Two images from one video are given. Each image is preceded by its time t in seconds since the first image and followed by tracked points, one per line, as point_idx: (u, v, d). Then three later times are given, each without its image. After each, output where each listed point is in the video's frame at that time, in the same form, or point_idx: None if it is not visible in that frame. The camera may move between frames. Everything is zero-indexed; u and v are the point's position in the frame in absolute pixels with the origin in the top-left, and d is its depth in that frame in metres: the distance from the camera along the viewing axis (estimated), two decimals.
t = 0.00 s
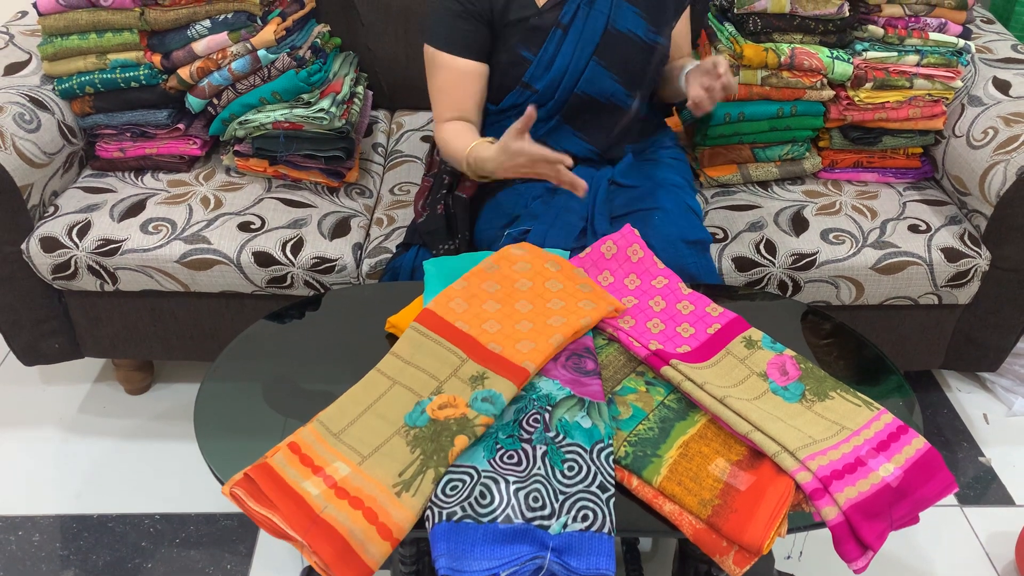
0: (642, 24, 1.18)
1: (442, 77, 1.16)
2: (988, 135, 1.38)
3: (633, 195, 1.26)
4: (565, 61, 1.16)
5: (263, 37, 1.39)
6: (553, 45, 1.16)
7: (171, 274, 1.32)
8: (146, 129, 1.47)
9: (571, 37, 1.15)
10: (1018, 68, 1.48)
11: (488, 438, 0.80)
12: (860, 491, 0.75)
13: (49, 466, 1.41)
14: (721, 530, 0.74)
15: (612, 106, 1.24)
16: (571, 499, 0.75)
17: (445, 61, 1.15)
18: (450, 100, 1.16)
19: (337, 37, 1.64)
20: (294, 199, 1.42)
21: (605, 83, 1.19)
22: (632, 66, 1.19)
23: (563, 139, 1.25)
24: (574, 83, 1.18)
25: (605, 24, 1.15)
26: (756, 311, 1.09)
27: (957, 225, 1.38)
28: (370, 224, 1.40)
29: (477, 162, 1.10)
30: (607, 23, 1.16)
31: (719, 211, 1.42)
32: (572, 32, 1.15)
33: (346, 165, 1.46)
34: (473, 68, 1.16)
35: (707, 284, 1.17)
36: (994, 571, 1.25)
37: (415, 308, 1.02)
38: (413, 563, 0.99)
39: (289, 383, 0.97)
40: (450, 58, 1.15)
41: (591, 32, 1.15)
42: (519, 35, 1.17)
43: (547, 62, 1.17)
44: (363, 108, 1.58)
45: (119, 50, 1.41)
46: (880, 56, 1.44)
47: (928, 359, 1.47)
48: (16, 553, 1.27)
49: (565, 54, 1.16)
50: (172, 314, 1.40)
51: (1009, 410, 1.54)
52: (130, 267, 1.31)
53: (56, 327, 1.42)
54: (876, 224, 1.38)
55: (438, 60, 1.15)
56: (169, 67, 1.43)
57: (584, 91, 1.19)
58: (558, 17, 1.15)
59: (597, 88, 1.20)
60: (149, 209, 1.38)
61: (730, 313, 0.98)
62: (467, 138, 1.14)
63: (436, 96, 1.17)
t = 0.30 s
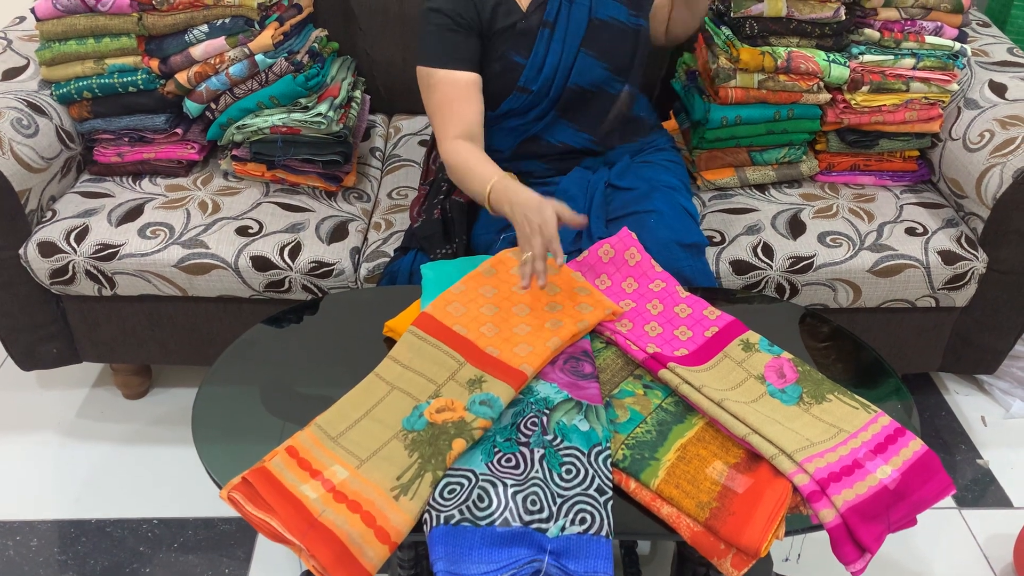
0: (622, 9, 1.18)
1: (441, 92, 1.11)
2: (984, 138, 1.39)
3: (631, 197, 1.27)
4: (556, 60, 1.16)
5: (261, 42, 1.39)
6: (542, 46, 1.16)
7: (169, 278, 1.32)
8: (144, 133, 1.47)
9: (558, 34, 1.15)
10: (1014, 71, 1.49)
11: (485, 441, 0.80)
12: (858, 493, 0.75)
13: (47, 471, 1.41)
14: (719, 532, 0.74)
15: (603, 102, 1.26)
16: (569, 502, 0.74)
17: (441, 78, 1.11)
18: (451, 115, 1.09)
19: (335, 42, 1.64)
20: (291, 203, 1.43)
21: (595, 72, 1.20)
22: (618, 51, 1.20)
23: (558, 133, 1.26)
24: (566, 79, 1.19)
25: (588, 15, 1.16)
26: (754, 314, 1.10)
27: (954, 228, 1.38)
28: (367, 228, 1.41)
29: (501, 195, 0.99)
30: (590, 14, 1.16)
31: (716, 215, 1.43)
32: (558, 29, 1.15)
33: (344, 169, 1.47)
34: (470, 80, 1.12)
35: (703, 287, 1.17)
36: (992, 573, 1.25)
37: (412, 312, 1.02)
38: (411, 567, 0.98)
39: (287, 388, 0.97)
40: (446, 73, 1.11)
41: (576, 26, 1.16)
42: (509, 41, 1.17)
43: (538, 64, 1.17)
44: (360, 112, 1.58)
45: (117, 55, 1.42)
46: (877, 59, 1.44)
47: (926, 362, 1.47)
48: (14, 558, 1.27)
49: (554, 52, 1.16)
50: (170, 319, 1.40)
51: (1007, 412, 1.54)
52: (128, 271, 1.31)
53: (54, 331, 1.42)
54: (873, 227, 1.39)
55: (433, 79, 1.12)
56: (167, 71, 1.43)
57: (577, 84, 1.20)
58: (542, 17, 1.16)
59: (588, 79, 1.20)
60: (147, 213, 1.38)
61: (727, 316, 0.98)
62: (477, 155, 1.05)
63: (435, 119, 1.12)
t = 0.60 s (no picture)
0: (605, 6, 1.18)
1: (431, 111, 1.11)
2: (980, 140, 1.39)
3: (628, 199, 1.27)
4: (546, 66, 1.16)
5: (258, 45, 1.39)
6: (532, 53, 1.16)
7: (165, 282, 1.32)
8: (141, 137, 1.47)
9: (545, 39, 1.16)
10: (1009, 72, 1.49)
11: (482, 444, 0.80)
12: (854, 495, 0.75)
13: (44, 475, 1.41)
14: (715, 534, 0.74)
15: (598, 104, 1.26)
16: (565, 505, 0.74)
17: (431, 95, 1.10)
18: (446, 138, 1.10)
19: (331, 45, 1.65)
20: (288, 206, 1.43)
21: (586, 72, 1.20)
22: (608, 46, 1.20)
23: (552, 134, 1.26)
24: (557, 82, 1.19)
25: (572, 18, 1.16)
26: (750, 317, 1.10)
27: (950, 230, 1.38)
28: (364, 231, 1.41)
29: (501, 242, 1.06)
30: (574, 16, 1.17)
31: (712, 217, 1.43)
32: (545, 34, 1.15)
33: (341, 172, 1.46)
34: (461, 97, 1.11)
35: (699, 289, 1.17)
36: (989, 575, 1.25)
37: (409, 315, 1.02)
38: (408, 570, 0.98)
39: (283, 391, 0.97)
40: (436, 91, 1.10)
41: (562, 29, 1.16)
42: (500, 52, 1.15)
43: (530, 73, 1.17)
44: (357, 115, 1.57)
45: (113, 59, 1.42)
46: (872, 61, 1.44)
47: (922, 363, 1.48)
48: (10, 562, 1.26)
49: (544, 59, 1.16)
50: (166, 322, 1.40)
51: (1003, 413, 1.55)
52: (124, 275, 1.31)
53: (50, 335, 1.41)
54: (869, 228, 1.39)
55: (423, 95, 1.11)
56: (163, 75, 1.43)
57: (569, 86, 1.20)
58: (528, 25, 1.15)
59: (579, 80, 1.20)
60: (143, 217, 1.38)
61: (724, 317, 0.98)
62: (476, 186, 1.10)
63: (429, 137, 1.12)
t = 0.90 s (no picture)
0: (599, 6, 1.18)
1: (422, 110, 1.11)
2: (975, 139, 1.39)
3: (622, 198, 1.27)
4: (539, 65, 1.17)
5: (251, 45, 1.40)
6: (525, 53, 1.16)
7: (160, 282, 1.31)
8: (135, 137, 1.47)
9: (539, 39, 1.16)
10: (1004, 72, 1.49)
11: (475, 444, 0.80)
12: (848, 494, 0.75)
13: (38, 476, 1.41)
14: (709, 534, 0.74)
15: (592, 104, 1.26)
16: (559, 504, 0.74)
17: (423, 93, 1.11)
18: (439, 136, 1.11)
19: (325, 45, 1.65)
20: (283, 206, 1.42)
21: (579, 72, 1.20)
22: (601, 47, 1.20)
23: (545, 134, 1.26)
24: (550, 82, 1.19)
25: (567, 18, 1.16)
26: (745, 316, 1.09)
27: (946, 229, 1.38)
28: (359, 231, 1.40)
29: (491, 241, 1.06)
30: (567, 15, 1.16)
31: (708, 217, 1.43)
32: (538, 34, 1.15)
33: (336, 172, 1.46)
34: (453, 96, 1.12)
35: (693, 288, 1.17)
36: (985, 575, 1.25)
37: (402, 315, 1.02)
38: (402, 571, 0.98)
39: (276, 391, 0.97)
40: (428, 90, 1.11)
41: (556, 29, 1.16)
42: (492, 51, 1.15)
43: (523, 72, 1.17)
44: (352, 115, 1.57)
45: (108, 59, 1.42)
46: (867, 61, 1.43)
47: (918, 363, 1.47)
48: (4, 564, 1.26)
49: (537, 59, 1.16)
50: (161, 323, 1.40)
51: (999, 413, 1.54)
52: (119, 276, 1.31)
53: (45, 336, 1.41)
54: (865, 228, 1.39)
55: (415, 93, 1.11)
56: (157, 76, 1.43)
57: (563, 86, 1.20)
58: (521, 24, 1.15)
59: (573, 80, 1.20)
60: (138, 217, 1.38)
61: (719, 317, 0.98)
62: (467, 184, 1.11)
63: (421, 135, 1.12)
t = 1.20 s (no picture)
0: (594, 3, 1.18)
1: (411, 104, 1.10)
2: (968, 136, 1.39)
3: (615, 197, 1.27)
4: (535, 61, 1.16)
5: (246, 45, 1.39)
6: (521, 49, 1.15)
7: (154, 282, 1.31)
8: (129, 137, 1.47)
9: (534, 35, 1.15)
10: (997, 69, 1.49)
11: (468, 443, 0.80)
12: (840, 491, 0.75)
13: (34, 477, 1.41)
14: (701, 531, 0.74)
15: (587, 103, 1.26)
16: (552, 502, 0.74)
17: (413, 89, 1.10)
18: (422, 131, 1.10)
19: (319, 44, 1.65)
20: (277, 206, 1.42)
21: (573, 69, 1.20)
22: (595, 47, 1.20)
23: (540, 131, 1.26)
24: (544, 79, 1.19)
25: (562, 14, 1.16)
26: (739, 314, 1.10)
27: (940, 226, 1.38)
28: (354, 230, 1.40)
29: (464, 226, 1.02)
30: (563, 11, 1.16)
31: (702, 214, 1.43)
32: (534, 30, 1.15)
33: (330, 172, 1.46)
34: (442, 93, 1.11)
35: (686, 286, 1.17)
36: (980, 571, 1.25)
37: (396, 314, 1.02)
38: (396, 569, 0.98)
39: (269, 391, 0.97)
40: (417, 86, 1.10)
41: (551, 26, 1.15)
42: (486, 47, 1.15)
43: (518, 68, 1.16)
44: (346, 115, 1.57)
45: (101, 59, 1.42)
46: (861, 58, 1.44)
47: (913, 360, 1.48)
48: None
49: (533, 55, 1.16)
50: (156, 323, 1.40)
51: (994, 410, 1.55)
52: (113, 276, 1.31)
53: (39, 336, 1.41)
54: (859, 225, 1.39)
55: (405, 89, 1.11)
56: (151, 75, 1.43)
57: (557, 83, 1.20)
58: (517, 20, 1.15)
59: (567, 77, 1.20)
60: (132, 217, 1.38)
61: (712, 314, 0.98)
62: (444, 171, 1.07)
63: (407, 131, 1.11)
